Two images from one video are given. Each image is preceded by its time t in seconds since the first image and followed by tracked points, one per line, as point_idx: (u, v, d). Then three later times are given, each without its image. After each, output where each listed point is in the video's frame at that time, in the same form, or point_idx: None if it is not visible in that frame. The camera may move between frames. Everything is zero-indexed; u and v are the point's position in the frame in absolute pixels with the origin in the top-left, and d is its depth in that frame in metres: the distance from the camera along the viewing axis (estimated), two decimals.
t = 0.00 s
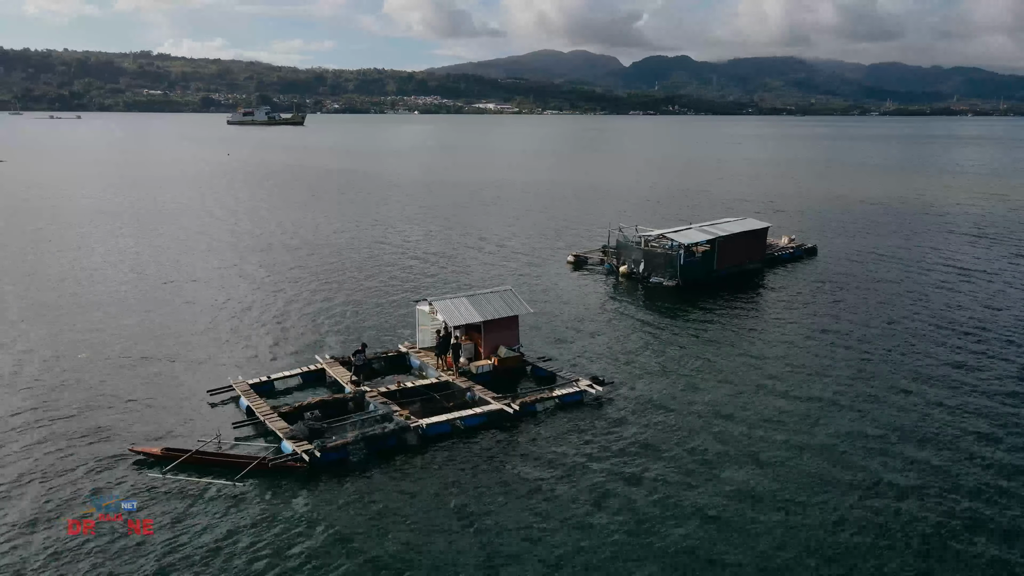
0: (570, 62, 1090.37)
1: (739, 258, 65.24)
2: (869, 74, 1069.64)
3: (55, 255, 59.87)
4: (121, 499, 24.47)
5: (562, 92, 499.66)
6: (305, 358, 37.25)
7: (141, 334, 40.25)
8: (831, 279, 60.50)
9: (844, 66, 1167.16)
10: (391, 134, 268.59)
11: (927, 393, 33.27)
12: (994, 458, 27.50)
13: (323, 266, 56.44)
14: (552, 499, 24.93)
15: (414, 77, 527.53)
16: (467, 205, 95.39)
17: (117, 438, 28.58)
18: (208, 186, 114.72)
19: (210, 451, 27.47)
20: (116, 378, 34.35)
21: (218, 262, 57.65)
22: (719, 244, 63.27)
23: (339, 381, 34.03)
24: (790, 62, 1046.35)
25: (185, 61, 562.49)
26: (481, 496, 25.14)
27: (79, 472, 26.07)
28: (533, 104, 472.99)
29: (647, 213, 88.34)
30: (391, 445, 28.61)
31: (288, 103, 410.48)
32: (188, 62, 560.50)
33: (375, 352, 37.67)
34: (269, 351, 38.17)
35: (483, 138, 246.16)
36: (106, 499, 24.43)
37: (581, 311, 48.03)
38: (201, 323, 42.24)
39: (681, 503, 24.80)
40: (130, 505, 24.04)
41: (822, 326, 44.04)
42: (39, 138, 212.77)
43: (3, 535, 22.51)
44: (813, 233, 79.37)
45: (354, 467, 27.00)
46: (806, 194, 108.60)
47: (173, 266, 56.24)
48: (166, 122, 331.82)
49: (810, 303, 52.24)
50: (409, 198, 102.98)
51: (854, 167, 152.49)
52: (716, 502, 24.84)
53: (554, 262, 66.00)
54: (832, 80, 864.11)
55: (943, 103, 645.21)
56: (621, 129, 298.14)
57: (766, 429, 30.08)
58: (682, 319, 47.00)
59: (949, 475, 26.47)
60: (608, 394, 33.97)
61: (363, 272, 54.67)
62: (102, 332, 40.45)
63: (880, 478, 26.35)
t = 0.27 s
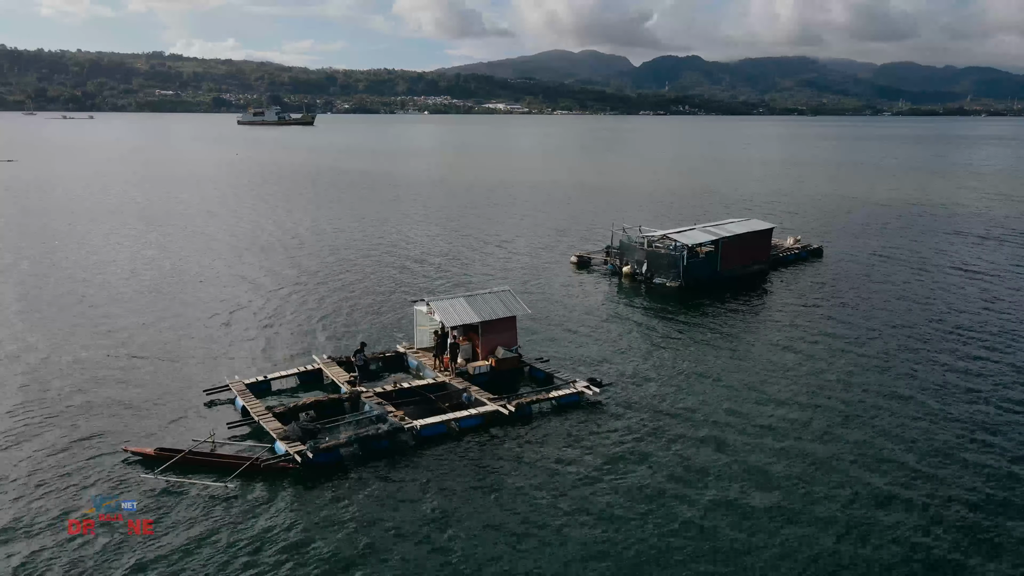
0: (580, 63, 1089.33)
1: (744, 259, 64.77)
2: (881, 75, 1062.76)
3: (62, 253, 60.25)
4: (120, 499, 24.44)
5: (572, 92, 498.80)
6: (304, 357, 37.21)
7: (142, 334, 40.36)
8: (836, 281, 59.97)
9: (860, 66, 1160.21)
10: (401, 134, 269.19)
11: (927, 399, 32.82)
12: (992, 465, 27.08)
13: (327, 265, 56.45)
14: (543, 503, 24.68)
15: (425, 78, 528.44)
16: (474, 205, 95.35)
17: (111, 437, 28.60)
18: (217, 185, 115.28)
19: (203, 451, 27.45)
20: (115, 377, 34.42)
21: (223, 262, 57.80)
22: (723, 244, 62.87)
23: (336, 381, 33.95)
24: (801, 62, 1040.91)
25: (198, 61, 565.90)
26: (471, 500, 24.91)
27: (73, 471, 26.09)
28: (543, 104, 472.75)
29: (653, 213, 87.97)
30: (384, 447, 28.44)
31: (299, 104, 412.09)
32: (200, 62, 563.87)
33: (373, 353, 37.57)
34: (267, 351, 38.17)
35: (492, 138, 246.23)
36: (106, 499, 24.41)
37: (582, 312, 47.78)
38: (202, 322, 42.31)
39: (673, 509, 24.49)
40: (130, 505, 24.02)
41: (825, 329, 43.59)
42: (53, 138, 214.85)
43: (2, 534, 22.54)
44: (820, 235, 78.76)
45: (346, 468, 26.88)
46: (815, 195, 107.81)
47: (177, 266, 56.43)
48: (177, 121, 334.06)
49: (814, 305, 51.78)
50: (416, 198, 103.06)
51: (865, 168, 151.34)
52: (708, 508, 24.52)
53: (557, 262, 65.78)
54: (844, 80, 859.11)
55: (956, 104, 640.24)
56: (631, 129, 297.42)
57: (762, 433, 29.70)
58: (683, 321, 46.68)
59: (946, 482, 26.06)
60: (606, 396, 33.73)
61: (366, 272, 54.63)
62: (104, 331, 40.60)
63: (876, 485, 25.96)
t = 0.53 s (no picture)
0: (590, 63, 1088.31)
1: (748, 260, 64.30)
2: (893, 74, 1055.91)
3: (67, 254, 60.48)
4: (121, 499, 24.38)
5: (581, 92, 498.16)
6: (302, 358, 37.12)
7: (143, 333, 40.39)
8: (842, 282, 59.41)
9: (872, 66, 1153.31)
10: (410, 134, 269.67)
11: (929, 403, 32.39)
12: (993, 472, 26.65)
13: (329, 266, 56.41)
14: (535, 508, 24.44)
15: (435, 78, 528.85)
16: (480, 206, 95.21)
17: (107, 437, 28.59)
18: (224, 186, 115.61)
19: (198, 450, 27.39)
20: (114, 376, 34.44)
21: (225, 262, 57.87)
22: (727, 245, 62.44)
23: (333, 381, 33.86)
24: (812, 62, 1036.38)
25: (210, 61, 568.79)
26: (463, 503, 24.71)
27: (69, 470, 26.09)
28: (553, 104, 472.34)
29: (658, 214, 87.62)
30: (379, 447, 28.31)
31: (308, 104, 413.31)
32: (212, 62, 566.70)
33: (371, 353, 37.48)
34: (265, 351, 38.14)
35: (500, 138, 246.24)
36: (106, 499, 24.34)
37: (583, 311, 47.50)
38: (202, 322, 42.29)
39: (666, 515, 24.19)
40: (130, 505, 23.95)
41: (827, 331, 43.16)
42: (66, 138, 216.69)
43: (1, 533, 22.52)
44: (827, 235, 78.19)
45: (340, 468, 26.82)
46: (822, 195, 107.04)
47: (181, 266, 56.54)
48: (188, 122, 336.08)
49: (818, 306, 51.30)
50: (421, 198, 102.93)
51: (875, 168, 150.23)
52: (703, 514, 24.21)
53: (560, 262, 65.53)
54: (855, 80, 854.03)
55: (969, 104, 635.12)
56: (640, 129, 296.78)
57: (759, 437, 29.35)
58: (684, 321, 46.37)
59: (945, 489, 25.66)
60: (604, 397, 33.48)
61: (367, 273, 54.62)
62: (105, 331, 40.64)
63: (872, 489, 25.68)
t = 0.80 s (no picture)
0: (600, 62, 1086.55)
1: (753, 261, 63.86)
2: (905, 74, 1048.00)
3: (75, 252, 60.91)
4: (121, 499, 24.40)
5: (591, 92, 497.39)
6: (301, 357, 37.15)
7: (145, 331, 40.57)
8: (847, 284, 58.92)
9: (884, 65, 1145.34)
10: (420, 134, 270.20)
11: (927, 408, 32.01)
12: (991, 478, 26.29)
13: (332, 266, 56.48)
14: (524, 512, 24.26)
15: (445, 78, 529.25)
16: (486, 206, 95.18)
17: (103, 436, 28.64)
18: (233, 185, 116.15)
19: (192, 450, 27.38)
20: (115, 374, 34.59)
21: (230, 261, 58.07)
22: (731, 245, 62.03)
23: (330, 381, 33.85)
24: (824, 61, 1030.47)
25: (222, 61, 572.07)
26: (454, 505, 24.60)
27: (64, 469, 26.13)
28: (563, 104, 471.89)
29: (664, 214, 87.26)
30: (372, 448, 28.23)
31: (319, 104, 414.82)
32: (224, 62, 569.88)
33: (370, 352, 37.45)
34: (263, 351, 38.15)
35: (509, 138, 246.30)
36: (106, 499, 24.37)
37: (584, 311, 47.31)
38: (205, 321, 42.43)
39: (658, 519, 23.93)
40: (130, 505, 23.97)
41: (828, 333, 42.79)
42: (79, 138, 218.50)
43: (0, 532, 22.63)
44: (833, 236, 77.63)
45: (333, 468, 26.79)
46: (831, 196, 106.27)
47: (186, 265, 56.77)
48: (199, 122, 338.09)
49: (822, 307, 50.90)
50: (428, 198, 102.96)
51: (886, 168, 149.00)
52: (695, 519, 23.94)
53: (564, 262, 65.33)
54: (868, 80, 848.32)
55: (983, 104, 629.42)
56: (649, 129, 296.11)
57: (755, 441, 29.06)
58: (686, 321, 46.12)
59: (941, 495, 25.32)
60: (602, 399, 33.31)
61: (370, 272, 54.64)
62: (108, 329, 40.85)
63: (866, 492, 25.49)
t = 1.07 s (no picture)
0: (612, 62, 1084.36)
1: (759, 261, 63.38)
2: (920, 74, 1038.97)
3: (83, 251, 61.32)
4: (121, 499, 24.35)
5: (603, 92, 495.95)
6: (301, 357, 37.10)
7: (147, 330, 40.68)
8: (855, 286, 58.29)
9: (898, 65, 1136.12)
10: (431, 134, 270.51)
11: (926, 411, 31.70)
12: (989, 483, 26.01)
13: (337, 266, 56.51)
14: (518, 514, 24.04)
15: (457, 78, 529.65)
16: (494, 206, 95.03)
17: (100, 434, 28.69)
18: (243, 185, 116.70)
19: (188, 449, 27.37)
20: (117, 372, 34.68)
21: (236, 261, 58.22)
22: (737, 246, 61.60)
23: (328, 381, 33.76)
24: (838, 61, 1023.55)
25: (236, 62, 575.62)
26: (446, 507, 24.43)
27: (60, 468, 26.22)
28: (575, 104, 471.29)
29: (671, 215, 86.88)
30: (368, 448, 28.09)
31: (331, 104, 416.37)
32: (238, 63, 573.46)
33: (369, 353, 37.34)
34: (264, 351, 38.20)
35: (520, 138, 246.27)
36: (105, 499, 24.34)
37: (587, 312, 47.01)
38: (207, 321, 42.49)
39: (651, 523, 23.67)
40: (129, 506, 23.91)
41: (832, 334, 42.40)
42: (94, 138, 220.53)
43: None
44: (842, 237, 76.99)
45: (326, 469, 26.67)
46: (842, 196, 105.35)
47: (192, 264, 56.98)
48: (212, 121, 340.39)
49: (828, 309, 50.35)
50: (437, 199, 102.96)
51: (899, 169, 147.52)
52: (688, 523, 23.67)
53: (570, 262, 65.08)
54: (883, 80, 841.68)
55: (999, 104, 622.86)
56: (661, 130, 295.18)
57: (752, 444, 28.73)
58: (689, 322, 45.75)
59: (942, 500, 24.97)
60: (601, 401, 33.03)
61: (375, 272, 54.57)
62: (111, 328, 41.00)
63: (863, 498, 25.10)
